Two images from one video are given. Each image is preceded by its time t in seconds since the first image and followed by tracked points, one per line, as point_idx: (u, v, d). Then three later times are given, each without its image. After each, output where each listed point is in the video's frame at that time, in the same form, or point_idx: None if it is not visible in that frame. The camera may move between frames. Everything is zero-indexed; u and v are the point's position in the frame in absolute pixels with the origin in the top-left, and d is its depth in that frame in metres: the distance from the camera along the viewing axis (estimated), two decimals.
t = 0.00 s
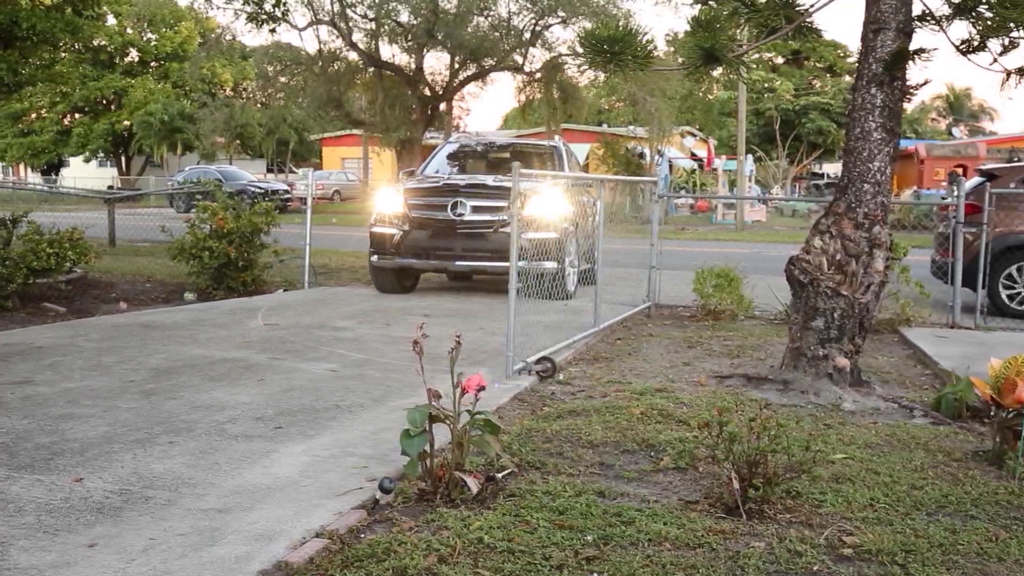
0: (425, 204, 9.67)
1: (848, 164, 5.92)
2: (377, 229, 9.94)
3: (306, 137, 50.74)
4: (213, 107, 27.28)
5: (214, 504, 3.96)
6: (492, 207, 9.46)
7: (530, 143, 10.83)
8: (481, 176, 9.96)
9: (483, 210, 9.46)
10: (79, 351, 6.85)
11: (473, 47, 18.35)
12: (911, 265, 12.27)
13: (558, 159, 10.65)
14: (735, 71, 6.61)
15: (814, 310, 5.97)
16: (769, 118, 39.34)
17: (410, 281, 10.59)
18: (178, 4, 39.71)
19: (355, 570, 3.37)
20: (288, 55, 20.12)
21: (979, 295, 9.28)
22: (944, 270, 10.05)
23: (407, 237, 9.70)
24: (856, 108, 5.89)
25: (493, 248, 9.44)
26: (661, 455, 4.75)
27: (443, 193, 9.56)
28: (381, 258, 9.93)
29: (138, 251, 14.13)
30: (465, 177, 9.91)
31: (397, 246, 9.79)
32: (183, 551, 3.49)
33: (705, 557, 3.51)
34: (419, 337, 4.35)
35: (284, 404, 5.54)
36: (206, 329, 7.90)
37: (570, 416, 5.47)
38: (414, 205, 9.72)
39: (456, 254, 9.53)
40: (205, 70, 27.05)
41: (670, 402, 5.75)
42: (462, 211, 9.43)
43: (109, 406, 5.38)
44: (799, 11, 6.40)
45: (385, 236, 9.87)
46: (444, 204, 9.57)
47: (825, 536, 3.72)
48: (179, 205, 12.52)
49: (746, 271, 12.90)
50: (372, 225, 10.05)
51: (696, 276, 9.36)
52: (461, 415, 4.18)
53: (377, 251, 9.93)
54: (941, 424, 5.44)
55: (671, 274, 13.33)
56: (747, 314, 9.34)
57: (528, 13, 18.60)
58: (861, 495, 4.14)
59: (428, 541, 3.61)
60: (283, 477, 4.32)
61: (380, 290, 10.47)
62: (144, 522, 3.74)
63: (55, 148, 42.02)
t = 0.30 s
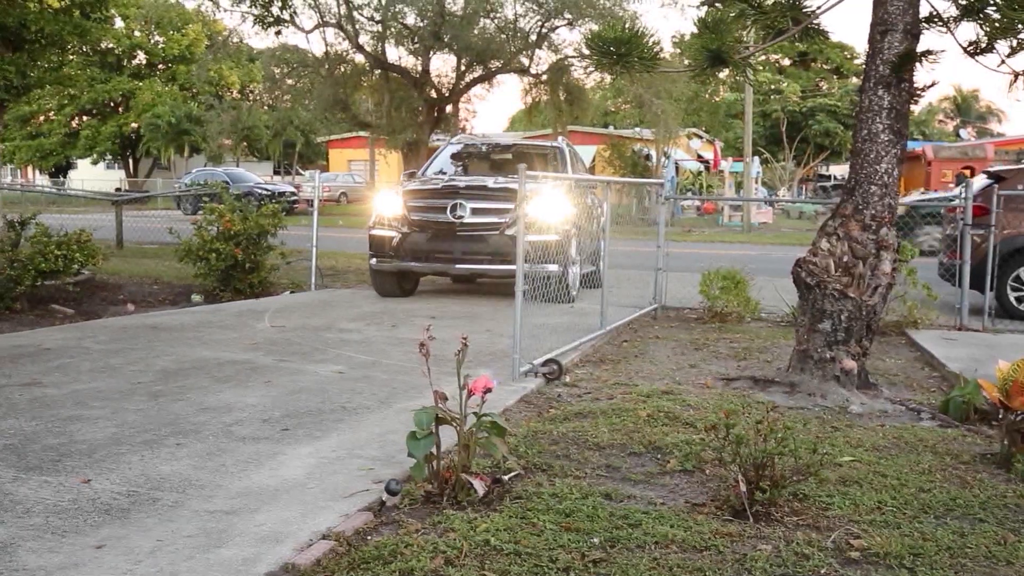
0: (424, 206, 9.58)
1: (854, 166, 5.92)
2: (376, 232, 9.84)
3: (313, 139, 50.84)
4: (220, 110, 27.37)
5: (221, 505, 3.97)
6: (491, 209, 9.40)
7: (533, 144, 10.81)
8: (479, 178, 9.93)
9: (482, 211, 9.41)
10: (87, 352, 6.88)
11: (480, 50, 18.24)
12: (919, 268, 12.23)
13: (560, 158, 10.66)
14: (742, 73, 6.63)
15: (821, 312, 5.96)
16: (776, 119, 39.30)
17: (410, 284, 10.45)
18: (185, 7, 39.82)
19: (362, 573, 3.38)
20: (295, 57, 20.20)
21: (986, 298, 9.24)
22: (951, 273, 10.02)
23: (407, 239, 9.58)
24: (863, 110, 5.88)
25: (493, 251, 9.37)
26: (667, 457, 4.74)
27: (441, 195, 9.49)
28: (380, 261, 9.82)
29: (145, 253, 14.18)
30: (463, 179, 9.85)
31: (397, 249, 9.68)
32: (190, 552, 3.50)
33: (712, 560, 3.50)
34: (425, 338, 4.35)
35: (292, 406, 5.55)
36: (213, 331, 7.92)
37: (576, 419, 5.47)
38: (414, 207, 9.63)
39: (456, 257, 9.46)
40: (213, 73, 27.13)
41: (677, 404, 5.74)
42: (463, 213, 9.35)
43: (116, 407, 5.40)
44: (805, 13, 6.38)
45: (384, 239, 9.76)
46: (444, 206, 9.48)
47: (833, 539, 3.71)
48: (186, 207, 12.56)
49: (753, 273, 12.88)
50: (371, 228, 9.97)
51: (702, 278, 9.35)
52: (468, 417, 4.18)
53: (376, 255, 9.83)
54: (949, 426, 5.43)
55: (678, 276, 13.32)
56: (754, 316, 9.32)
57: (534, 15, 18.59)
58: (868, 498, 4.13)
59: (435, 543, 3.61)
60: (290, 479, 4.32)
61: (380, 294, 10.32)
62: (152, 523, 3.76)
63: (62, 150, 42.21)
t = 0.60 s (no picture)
0: (427, 209, 9.31)
1: (866, 169, 5.90)
2: (377, 235, 9.58)
3: (324, 143, 51.00)
4: (231, 113, 27.48)
5: (233, 507, 3.98)
6: (495, 212, 9.13)
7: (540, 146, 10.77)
8: (483, 180, 9.66)
9: (486, 215, 9.14)
10: (99, 354, 6.92)
11: (490, 52, 18.40)
12: (931, 270, 12.16)
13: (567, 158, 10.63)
14: (753, 76, 6.59)
15: (833, 315, 5.94)
16: (787, 122, 39.21)
17: (414, 289, 10.28)
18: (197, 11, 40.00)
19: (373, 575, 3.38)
20: (307, 60, 20.27)
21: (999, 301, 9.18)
22: (964, 275, 9.98)
23: (409, 243, 9.33)
24: (875, 112, 5.86)
25: (498, 254, 9.13)
26: (678, 461, 4.73)
27: (444, 198, 9.23)
28: (382, 265, 9.58)
29: (157, 256, 14.25)
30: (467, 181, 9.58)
31: (399, 253, 9.43)
32: (201, 554, 3.51)
33: (723, 564, 3.49)
34: (436, 340, 4.35)
35: (302, 408, 5.56)
36: (224, 334, 7.95)
37: (586, 421, 5.46)
38: (416, 210, 9.36)
39: (459, 261, 9.22)
40: (224, 76, 27.23)
41: (687, 407, 5.73)
42: (466, 216, 9.08)
43: (129, 409, 5.42)
44: (817, 15, 6.41)
45: (385, 243, 9.49)
46: (446, 209, 9.21)
47: (845, 543, 3.69)
48: (198, 210, 12.62)
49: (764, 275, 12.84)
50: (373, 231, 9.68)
51: (712, 281, 9.34)
52: (478, 419, 4.18)
53: (378, 258, 9.58)
54: (962, 430, 5.40)
55: (689, 279, 13.28)
56: (764, 318, 9.29)
57: (544, 18, 18.60)
58: (881, 502, 4.11)
59: (446, 545, 3.61)
60: (301, 481, 4.33)
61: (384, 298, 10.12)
62: (164, 525, 3.77)
63: (75, 154, 42.47)
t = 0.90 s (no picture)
0: (431, 211, 9.00)
1: (882, 169, 5.86)
2: (382, 238, 9.30)
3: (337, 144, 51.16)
4: (246, 115, 27.61)
5: (248, 507, 4.00)
6: (501, 215, 8.78)
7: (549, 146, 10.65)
8: (491, 181, 9.34)
9: (492, 217, 8.80)
10: (116, 355, 6.96)
11: (503, 53, 18.45)
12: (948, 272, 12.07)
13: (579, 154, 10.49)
14: (768, 76, 6.58)
15: (848, 317, 5.90)
16: (801, 122, 39.04)
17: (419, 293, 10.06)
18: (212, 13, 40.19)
19: None
20: (320, 62, 20.19)
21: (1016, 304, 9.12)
22: (980, 277, 9.92)
23: (412, 246, 9.05)
24: (891, 113, 5.83)
25: (503, 258, 8.79)
26: (692, 463, 4.72)
27: (448, 200, 8.91)
28: (387, 268, 9.32)
29: (172, 257, 14.33)
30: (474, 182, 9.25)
31: (403, 256, 9.16)
32: (217, 553, 3.53)
33: (738, 566, 3.48)
34: (450, 341, 4.36)
35: (317, 409, 5.58)
36: (239, 334, 7.98)
37: (601, 423, 5.46)
38: (419, 212, 9.06)
39: (464, 265, 8.91)
40: (240, 78, 27.34)
41: (702, 409, 5.72)
42: (470, 218, 8.76)
43: (145, 410, 5.45)
44: (831, 15, 6.39)
45: (389, 245, 9.23)
46: (450, 211, 8.90)
47: (860, 546, 3.68)
48: (213, 211, 12.67)
49: (779, 277, 12.78)
50: (377, 234, 9.43)
51: (727, 282, 9.32)
52: (492, 420, 4.18)
53: (382, 261, 9.32)
54: (979, 432, 5.36)
55: (704, 280, 13.23)
56: (779, 320, 9.26)
57: (558, 19, 18.60)
58: (897, 504, 4.09)
59: (460, 546, 3.62)
60: (316, 481, 4.35)
61: (388, 302, 9.91)
62: (180, 525, 3.79)
63: (92, 155, 42.79)
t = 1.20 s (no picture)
0: (434, 215, 8.63)
1: (899, 172, 5.83)
2: (384, 243, 8.90)
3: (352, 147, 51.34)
4: (262, 118, 27.76)
5: (263, 509, 4.02)
6: (507, 218, 8.39)
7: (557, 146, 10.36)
8: (497, 184, 8.98)
9: (497, 221, 8.41)
10: (133, 357, 7.01)
11: (518, 57, 18.48)
12: (965, 275, 11.99)
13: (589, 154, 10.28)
14: (783, 79, 6.55)
15: (864, 321, 5.88)
16: (817, 125, 38.87)
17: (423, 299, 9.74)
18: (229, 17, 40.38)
19: None
20: (335, 66, 20.31)
21: None
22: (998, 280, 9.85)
23: (415, 251, 8.67)
24: (908, 115, 5.80)
25: (509, 263, 8.38)
26: (707, 466, 4.70)
27: (452, 203, 8.53)
28: (389, 275, 8.92)
29: (188, 259, 14.42)
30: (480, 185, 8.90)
31: (405, 262, 8.78)
32: (233, 555, 3.54)
33: (754, 571, 3.47)
34: (465, 344, 4.36)
35: (332, 412, 5.59)
36: (255, 336, 8.02)
37: (615, 426, 5.44)
38: (422, 216, 8.68)
39: (469, 271, 8.50)
40: (256, 82, 27.47)
41: (717, 412, 5.69)
42: (474, 223, 8.37)
43: (161, 412, 5.48)
44: (848, 17, 6.35)
45: (391, 250, 8.85)
46: (454, 216, 8.52)
47: (877, 551, 3.65)
48: (229, 214, 12.74)
49: (793, 280, 12.72)
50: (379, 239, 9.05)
51: (742, 285, 9.29)
52: (507, 423, 4.18)
53: (384, 267, 8.93)
54: (997, 437, 5.32)
55: (719, 283, 13.18)
56: (794, 323, 9.22)
57: (572, 22, 18.62)
58: (914, 509, 4.06)
59: (475, 549, 3.62)
60: (331, 484, 4.36)
61: (392, 307, 9.59)
62: (196, 526, 3.81)
63: (109, 159, 43.10)
